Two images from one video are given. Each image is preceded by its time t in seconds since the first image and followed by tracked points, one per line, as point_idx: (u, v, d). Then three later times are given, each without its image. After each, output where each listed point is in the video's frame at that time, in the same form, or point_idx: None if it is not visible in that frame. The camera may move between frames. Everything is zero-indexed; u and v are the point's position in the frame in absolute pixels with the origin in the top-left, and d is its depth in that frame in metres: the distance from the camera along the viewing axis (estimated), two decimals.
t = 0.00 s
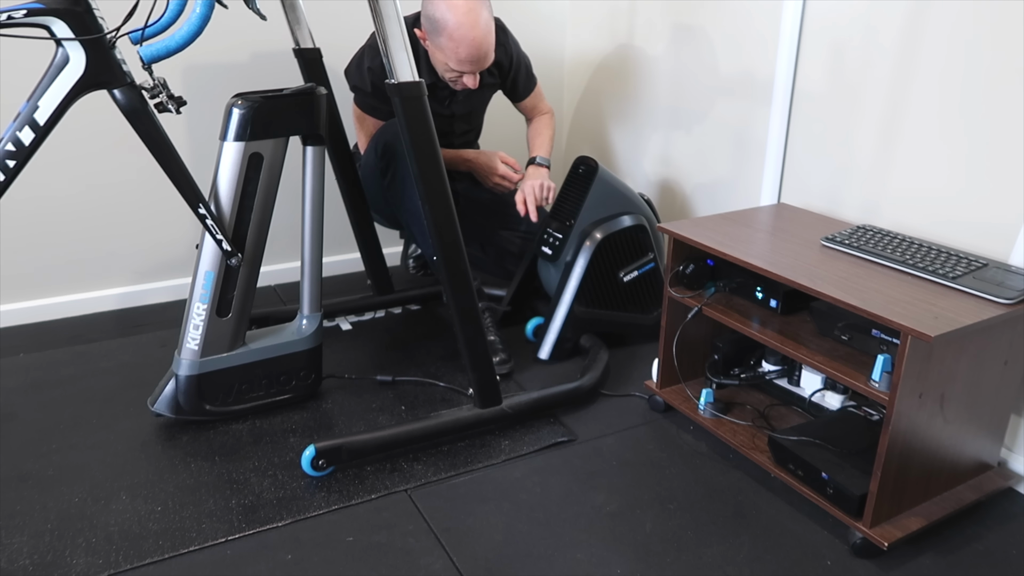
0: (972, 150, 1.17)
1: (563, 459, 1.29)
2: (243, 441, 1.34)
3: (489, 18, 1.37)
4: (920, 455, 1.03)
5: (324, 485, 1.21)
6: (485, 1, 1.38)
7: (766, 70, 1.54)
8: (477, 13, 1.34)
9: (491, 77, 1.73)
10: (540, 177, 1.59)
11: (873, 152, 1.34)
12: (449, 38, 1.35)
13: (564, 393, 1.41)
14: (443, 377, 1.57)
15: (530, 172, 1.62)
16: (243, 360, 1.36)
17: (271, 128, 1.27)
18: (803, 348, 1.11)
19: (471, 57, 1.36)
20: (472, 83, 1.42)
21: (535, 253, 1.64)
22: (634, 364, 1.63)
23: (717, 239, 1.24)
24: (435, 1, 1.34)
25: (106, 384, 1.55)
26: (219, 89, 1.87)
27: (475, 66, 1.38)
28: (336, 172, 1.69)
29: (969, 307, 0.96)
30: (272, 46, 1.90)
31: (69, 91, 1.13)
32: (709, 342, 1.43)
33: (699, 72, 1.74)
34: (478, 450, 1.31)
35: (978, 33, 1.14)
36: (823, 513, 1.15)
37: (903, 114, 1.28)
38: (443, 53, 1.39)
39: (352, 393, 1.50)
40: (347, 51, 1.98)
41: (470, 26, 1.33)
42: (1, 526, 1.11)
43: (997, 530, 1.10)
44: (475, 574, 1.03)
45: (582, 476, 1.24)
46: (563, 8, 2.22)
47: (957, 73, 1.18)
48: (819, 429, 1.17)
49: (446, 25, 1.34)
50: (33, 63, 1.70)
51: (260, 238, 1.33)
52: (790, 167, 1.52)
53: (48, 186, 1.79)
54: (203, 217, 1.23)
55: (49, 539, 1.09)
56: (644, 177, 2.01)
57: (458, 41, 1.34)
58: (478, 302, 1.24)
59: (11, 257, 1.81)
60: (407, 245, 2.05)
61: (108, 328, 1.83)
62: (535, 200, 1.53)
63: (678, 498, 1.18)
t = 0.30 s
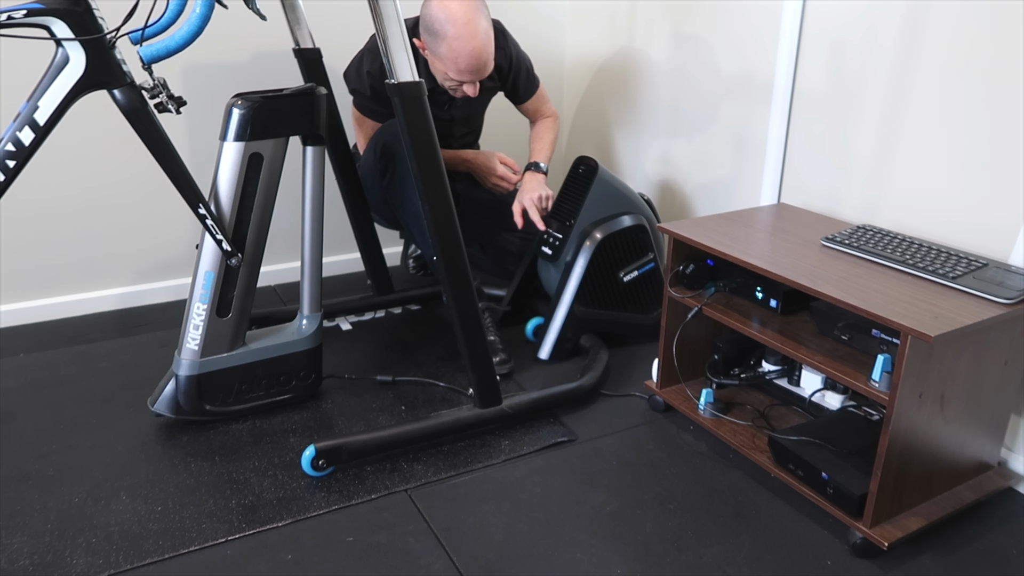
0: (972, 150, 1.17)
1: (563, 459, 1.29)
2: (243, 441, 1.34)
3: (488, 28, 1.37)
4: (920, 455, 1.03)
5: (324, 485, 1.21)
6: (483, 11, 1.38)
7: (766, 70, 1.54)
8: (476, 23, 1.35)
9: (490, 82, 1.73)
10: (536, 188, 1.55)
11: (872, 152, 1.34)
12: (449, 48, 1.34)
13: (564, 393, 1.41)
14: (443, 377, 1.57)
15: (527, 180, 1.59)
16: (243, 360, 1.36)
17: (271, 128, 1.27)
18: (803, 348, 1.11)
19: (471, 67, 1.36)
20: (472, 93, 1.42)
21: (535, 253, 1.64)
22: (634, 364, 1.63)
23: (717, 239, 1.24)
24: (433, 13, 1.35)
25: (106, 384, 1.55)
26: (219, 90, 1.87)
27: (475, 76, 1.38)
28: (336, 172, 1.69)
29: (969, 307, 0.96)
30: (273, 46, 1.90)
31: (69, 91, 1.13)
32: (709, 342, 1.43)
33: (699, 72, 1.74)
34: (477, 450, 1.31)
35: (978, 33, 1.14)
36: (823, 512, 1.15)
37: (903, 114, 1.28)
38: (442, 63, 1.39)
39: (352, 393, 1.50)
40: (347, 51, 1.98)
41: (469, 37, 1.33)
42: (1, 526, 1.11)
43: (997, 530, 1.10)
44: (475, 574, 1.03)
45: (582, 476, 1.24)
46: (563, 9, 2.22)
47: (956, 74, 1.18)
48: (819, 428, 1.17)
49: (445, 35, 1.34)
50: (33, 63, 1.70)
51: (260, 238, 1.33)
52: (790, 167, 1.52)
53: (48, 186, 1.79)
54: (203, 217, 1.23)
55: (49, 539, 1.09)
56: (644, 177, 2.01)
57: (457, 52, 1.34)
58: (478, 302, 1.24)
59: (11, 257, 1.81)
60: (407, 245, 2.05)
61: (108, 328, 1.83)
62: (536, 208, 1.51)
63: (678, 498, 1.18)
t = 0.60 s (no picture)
0: (972, 150, 1.17)
1: (563, 459, 1.29)
2: (243, 441, 1.34)
3: (486, 29, 1.37)
4: (920, 455, 1.03)
5: (324, 485, 1.21)
6: (481, 12, 1.38)
7: (766, 69, 1.54)
8: (474, 25, 1.35)
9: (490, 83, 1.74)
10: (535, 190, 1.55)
11: (872, 151, 1.34)
12: (447, 50, 1.35)
13: (564, 393, 1.41)
14: (443, 377, 1.57)
15: (522, 176, 1.60)
16: (243, 360, 1.36)
17: (270, 128, 1.27)
18: (803, 348, 1.11)
19: (470, 69, 1.36)
20: (470, 94, 1.42)
21: (535, 253, 1.64)
22: (634, 364, 1.63)
23: (717, 239, 1.24)
24: (432, 14, 1.35)
25: (106, 384, 1.55)
26: (219, 90, 1.87)
27: (474, 78, 1.38)
28: (336, 172, 1.69)
29: (969, 307, 0.96)
30: (273, 46, 1.90)
31: (69, 91, 1.13)
32: (709, 342, 1.43)
33: (699, 72, 1.74)
34: (477, 450, 1.31)
35: (977, 33, 1.14)
36: (823, 513, 1.15)
37: (902, 114, 1.28)
38: (441, 65, 1.39)
39: (352, 393, 1.50)
40: (347, 51, 1.98)
41: (468, 39, 1.33)
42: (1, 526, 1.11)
43: (997, 530, 1.10)
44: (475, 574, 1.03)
45: (583, 476, 1.24)
46: (563, 9, 2.22)
47: (956, 75, 1.18)
48: (819, 429, 1.17)
49: (443, 37, 1.34)
50: (33, 63, 1.70)
51: (260, 238, 1.33)
52: (790, 167, 1.52)
53: (48, 186, 1.79)
54: (203, 217, 1.23)
55: (49, 539, 1.09)
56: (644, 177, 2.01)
57: (455, 54, 1.34)
58: (478, 302, 1.24)
59: (11, 257, 1.81)
60: (407, 245, 2.05)
61: (108, 328, 1.83)
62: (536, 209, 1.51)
63: (678, 498, 1.18)
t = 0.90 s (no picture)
0: (972, 150, 1.17)
1: (563, 459, 1.29)
2: (243, 441, 1.34)
3: (485, 31, 1.37)
4: (920, 455, 1.03)
5: (324, 485, 1.21)
6: (480, 13, 1.38)
7: (766, 70, 1.54)
8: (473, 26, 1.35)
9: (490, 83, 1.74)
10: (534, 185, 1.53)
11: (873, 151, 1.34)
12: (446, 52, 1.35)
13: (564, 393, 1.41)
14: (443, 377, 1.57)
15: (522, 170, 1.59)
16: (243, 360, 1.36)
17: (270, 128, 1.27)
18: (803, 347, 1.11)
19: (469, 70, 1.36)
20: (470, 96, 1.42)
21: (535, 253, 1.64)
22: (634, 364, 1.63)
23: (717, 239, 1.24)
24: (430, 16, 1.35)
25: (106, 384, 1.55)
26: (218, 90, 1.87)
27: (473, 79, 1.38)
28: (337, 172, 1.69)
29: (969, 307, 0.96)
30: (273, 46, 1.90)
31: (69, 91, 1.12)
32: (709, 342, 1.43)
33: (699, 72, 1.74)
34: (477, 450, 1.31)
35: (977, 33, 1.14)
36: (823, 513, 1.15)
37: (902, 114, 1.28)
38: (440, 67, 1.39)
39: (352, 393, 1.50)
40: (346, 51, 1.98)
41: (467, 40, 1.33)
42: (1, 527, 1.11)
43: (997, 530, 1.10)
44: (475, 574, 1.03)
45: (583, 476, 1.24)
46: (563, 9, 2.22)
47: (956, 75, 1.18)
48: (819, 429, 1.17)
49: (442, 39, 1.34)
50: (33, 63, 1.70)
51: (260, 238, 1.33)
52: (790, 167, 1.52)
53: (48, 186, 1.79)
54: (203, 217, 1.23)
55: (49, 539, 1.09)
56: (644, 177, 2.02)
57: (454, 55, 1.34)
58: (478, 301, 1.24)
59: (10, 257, 1.81)
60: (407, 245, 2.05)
61: (108, 328, 1.83)
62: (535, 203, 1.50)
63: (678, 498, 1.18)
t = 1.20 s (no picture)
0: (972, 149, 1.17)
1: (563, 459, 1.29)
2: (243, 441, 1.34)
3: (487, 29, 1.37)
4: (920, 455, 1.03)
5: (324, 485, 1.21)
6: (481, 12, 1.38)
7: (766, 69, 1.54)
8: (474, 25, 1.35)
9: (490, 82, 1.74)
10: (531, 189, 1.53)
11: (872, 151, 1.34)
12: (448, 51, 1.35)
13: (564, 393, 1.41)
14: (443, 377, 1.57)
15: (519, 172, 1.59)
16: (243, 360, 1.36)
17: (271, 128, 1.27)
18: (803, 348, 1.11)
19: (470, 69, 1.36)
20: (471, 95, 1.42)
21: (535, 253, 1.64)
22: (634, 364, 1.63)
23: (717, 239, 1.24)
24: (432, 15, 1.35)
25: (106, 384, 1.55)
26: (218, 90, 1.87)
27: (475, 78, 1.38)
28: (337, 173, 1.69)
29: (969, 307, 0.96)
30: (273, 47, 1.90)
31: (69, 91, 1.12)
32: (708, 342, 1.43)
33: (699, 72, 1.74)
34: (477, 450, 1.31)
35: (977, 33, 1.14)
36: (823, 512, 1.15)
37: (902, 114, 1.28)
38: (442, 66, 1.39)
39: (352, 393, 1.50)
40: (346, 51, 1.98)
41: (469, 39, 1.34)
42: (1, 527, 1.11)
43: (997, 530, 1.10)
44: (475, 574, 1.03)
45: (583, 476, 1.24)
46: (563, 10, 2.22)
47: (955, 75, 1.18)
48: (819, 429, 1.17)
49: (444, 38, 1.34)
50: (33, 63, 1.70)
51: (260, 238, 1.33)
52: (790, 167, 1.52)
53: (48, 186, 1.79)
54: (203, 217, 1.23)
55: (49, 539, 1.09)
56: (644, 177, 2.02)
57: (456, 54, 1.34)
58: (478, 301, 1.24)
59: (10, 257, 1.81)
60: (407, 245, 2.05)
61: (108, 328, 1.83)
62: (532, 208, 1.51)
63: (678, 498, 1.18)
